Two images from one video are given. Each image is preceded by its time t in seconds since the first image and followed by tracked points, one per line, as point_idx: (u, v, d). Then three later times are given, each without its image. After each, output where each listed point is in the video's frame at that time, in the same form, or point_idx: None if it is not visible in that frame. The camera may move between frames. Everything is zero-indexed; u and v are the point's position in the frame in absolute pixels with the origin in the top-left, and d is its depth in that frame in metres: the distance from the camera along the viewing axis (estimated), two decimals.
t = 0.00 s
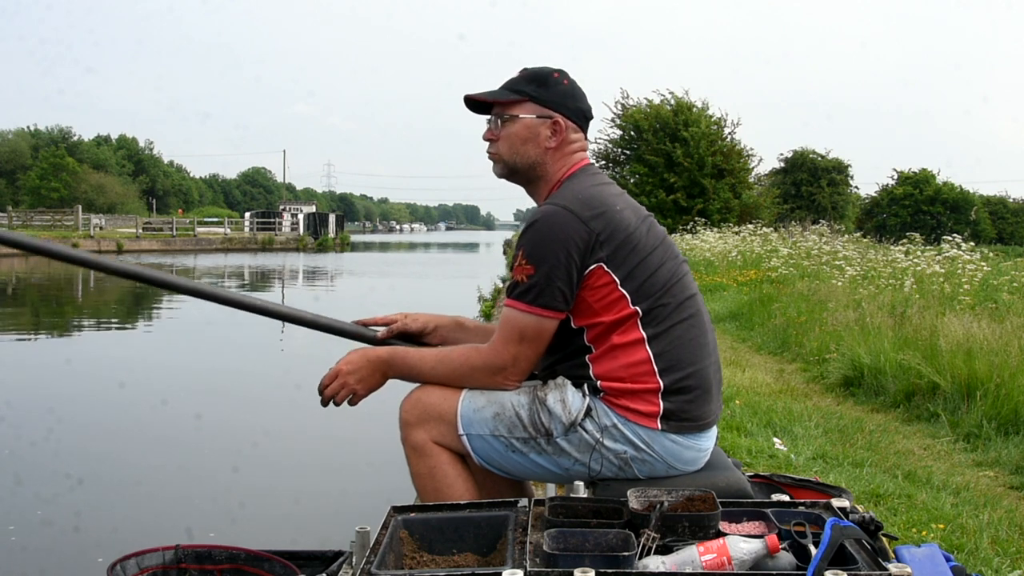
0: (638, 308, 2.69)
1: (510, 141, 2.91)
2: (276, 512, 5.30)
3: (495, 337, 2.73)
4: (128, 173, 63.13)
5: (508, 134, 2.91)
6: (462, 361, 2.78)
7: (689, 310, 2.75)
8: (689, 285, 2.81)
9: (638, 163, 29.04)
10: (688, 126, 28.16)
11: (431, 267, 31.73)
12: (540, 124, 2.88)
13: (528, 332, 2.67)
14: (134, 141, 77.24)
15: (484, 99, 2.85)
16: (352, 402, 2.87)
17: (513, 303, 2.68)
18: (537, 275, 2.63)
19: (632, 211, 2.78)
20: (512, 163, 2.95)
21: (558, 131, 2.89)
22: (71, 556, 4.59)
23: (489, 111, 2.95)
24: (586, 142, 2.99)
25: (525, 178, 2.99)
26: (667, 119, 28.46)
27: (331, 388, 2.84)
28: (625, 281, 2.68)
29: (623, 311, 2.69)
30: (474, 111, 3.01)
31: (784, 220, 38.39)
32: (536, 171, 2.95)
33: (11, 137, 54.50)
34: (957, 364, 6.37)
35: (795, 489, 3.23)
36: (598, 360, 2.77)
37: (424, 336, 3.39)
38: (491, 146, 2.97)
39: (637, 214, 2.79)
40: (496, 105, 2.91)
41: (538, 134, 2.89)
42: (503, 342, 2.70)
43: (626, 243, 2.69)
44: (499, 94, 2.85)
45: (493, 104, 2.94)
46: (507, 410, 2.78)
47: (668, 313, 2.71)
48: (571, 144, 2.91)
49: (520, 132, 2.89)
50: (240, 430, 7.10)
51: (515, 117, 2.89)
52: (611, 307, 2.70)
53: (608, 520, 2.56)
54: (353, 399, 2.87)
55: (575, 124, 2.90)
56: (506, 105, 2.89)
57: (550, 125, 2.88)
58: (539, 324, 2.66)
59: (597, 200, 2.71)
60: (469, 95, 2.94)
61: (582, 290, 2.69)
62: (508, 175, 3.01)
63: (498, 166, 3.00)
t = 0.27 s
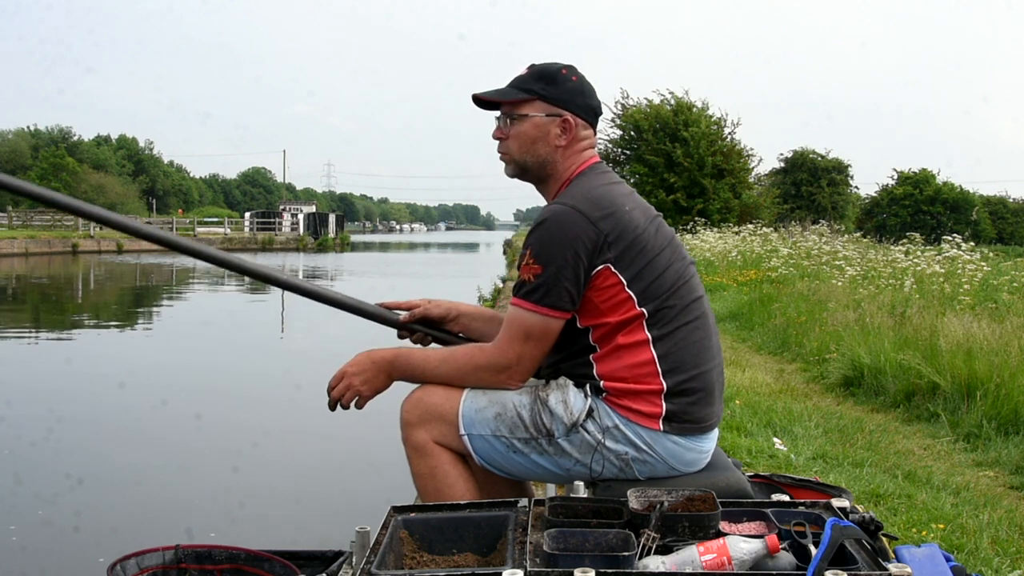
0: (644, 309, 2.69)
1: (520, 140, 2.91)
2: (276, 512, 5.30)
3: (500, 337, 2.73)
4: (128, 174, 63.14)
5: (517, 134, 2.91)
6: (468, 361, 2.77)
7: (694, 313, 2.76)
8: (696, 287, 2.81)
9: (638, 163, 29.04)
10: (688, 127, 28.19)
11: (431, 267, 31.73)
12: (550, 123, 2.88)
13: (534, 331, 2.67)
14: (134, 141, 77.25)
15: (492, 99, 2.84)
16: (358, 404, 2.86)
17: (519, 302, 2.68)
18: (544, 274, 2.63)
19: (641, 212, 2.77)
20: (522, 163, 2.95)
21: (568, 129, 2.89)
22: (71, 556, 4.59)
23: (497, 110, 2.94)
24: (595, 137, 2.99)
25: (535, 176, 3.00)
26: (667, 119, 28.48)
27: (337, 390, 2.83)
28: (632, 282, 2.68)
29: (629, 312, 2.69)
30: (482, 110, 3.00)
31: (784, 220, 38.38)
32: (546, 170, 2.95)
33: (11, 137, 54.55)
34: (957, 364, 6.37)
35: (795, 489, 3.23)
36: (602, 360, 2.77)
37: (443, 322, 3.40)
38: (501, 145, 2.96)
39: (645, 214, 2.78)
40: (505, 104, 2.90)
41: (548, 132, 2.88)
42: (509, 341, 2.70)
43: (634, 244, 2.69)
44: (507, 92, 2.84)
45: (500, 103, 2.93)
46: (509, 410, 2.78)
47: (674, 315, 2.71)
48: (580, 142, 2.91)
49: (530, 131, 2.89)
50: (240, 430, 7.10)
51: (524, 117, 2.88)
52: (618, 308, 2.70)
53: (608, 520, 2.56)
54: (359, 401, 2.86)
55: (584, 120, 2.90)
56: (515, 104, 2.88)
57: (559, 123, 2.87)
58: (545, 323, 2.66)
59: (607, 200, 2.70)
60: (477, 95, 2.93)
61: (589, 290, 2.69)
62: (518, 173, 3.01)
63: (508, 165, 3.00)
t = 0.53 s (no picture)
0: (648, 311, 2.68)
1: (524, 139, 2.91)
2: (276, 512, 5.30)
3: (502, 337, 2.73)
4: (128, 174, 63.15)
5: (521, 133, 2.92)
6: (471, 362, 2.77)
7: (698, 314, 2.76)
8: (700, 288, 2.81)
9: (638, 163, 29.04)
10: (688, 126, 28.20)
11: (431, 267, 31.74)
12: (553, 121, 2.88)
13: (537, 331, 2.67)
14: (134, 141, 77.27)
15: (495, 99, 2.84)
16: (363, 404, 2.86)
17: (523, 302, 2.68)
18: (547, 275, 2.63)
19: (646, 212, 2.77)
20: (528, 162, 2.95)
21: (572, 127, 2.89)
22: (71, 556, 4.59)
23: (501, 110, 2.94)
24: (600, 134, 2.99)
25: (541, 175, 3.00)
26: (667, 119, 28.48)
27: (341, 390, 2.84)
28: (636, 284, 2.68)
29: (633, 313, 2.69)
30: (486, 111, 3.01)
31: (784, 220, 38.39)
32: (552, 168, 2.95)
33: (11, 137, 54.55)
34: (957, 364, 6.37)
35: (795, 489, 3.23)
36: (604, 360, 2.77)
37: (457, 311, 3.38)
38: (505, 145, 2.97)
39: (650, 215, 2.78)
40: (508, 104, 2.90)
41: (552, 131, 2.88)
42: (512, 340, 2.69)
43: (639, 245, 2.69)
44: (511, 92, 2.84)
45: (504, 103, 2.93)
46: (510, 410, 2.79)
47: (678, 317, 2.71)
48: (584, 140, 2.91)
49: (533, 130, 2.89)
50: (240, 429, 7.10)
51: (528, 116, 2.89)
52: (621, 308, 2.70)
53: (608, 520, 2.56)
54: (363, 401, 2.86)
55: (588, 117, 2.90)
56: (518, 104, 2.88)
57: (563, 122, 2.87)
58: (548, 324, 2.66)
59: (612, 201, 2.70)
60: (481, 95, 2.94)
61: (592, 291, 2.69)
62: (523, 173, 3.01)
63: (515, 165, 3.00)
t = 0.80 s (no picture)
0: (649, 311, 2.68)
1: (526, 138, 2.91)
2: (276, 512, 5.30)
3: (502, 337, 2.73)
4: (128, 174, 63.15)
5: (523, 131, 2.91)
6: (472, 362, 2.77)
7: (700, 315, 2.76)
8: (702, 288, 2.81)
9: (638, 163, 29.03)
10: (688, 126, 28.21)
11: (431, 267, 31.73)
12: (555, 120, 2.87)
13: (537, 331, 2.66)
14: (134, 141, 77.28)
15: (496, 98, 2.84)
16: (365, 403, 2.86)
17: (524, 302, 2.68)
18: (548, 274, 2.63)
19: (648, 213, 2.77)
20: (529, 160, 2.95)
21: (573, 126, 2.88)
22: (71, 556, 4.59)
23: (503, 109, 2.94)
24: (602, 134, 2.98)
25: (543, 174, 3.00)
26: (667, 119, 28.49)
27: (343, 390, 2.84)
28: (637, 284, 2.68)
29: (634, 313, 2.69)
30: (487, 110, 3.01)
31: (784, 220, 38.38)
32: (553, 167, 2.95)
33: (12, 137, 54.52)
34: (957, 364, 6.37)
35: (795, 489, 3.23)
36: (605, 360, 2.76)
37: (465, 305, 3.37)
38: (507, 144, 2.96)
39: (652, 215, 2.78)
40: (510, 102, 2.90)
41: (553, 129, 2.88)
42: (513, 340, 2.69)
43: (640, 245, 2.69)
44: (512, 91, 2.84)
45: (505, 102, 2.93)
46: (510, 410, 2.79)
47: (679, 317, 2.71)
48: (587, 139, 2.91)
49: (535, 129, 2.89)
50: (240, 430, 7.10)
51: (530, 114, 2.88)
52: (622, 309, 2.70)
53: (608, 520, 2.56)
54: (365, 401, 2.87)
55: (589, 116, 2.89)
56: (520, 102, 2.88)
57: (564, 120, 2.87)
58: (548, 323, 2.66)
59: (613, 201, 2.70)
60: (482, 94, 2.93)
61: (593, 291, 2.70)
62: (525, 171, 3.01)
63: (516, 163, 3.00)
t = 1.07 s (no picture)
0: (648, 311, 2.68)
1: (526, 137, 2.91)
2: (277, 512, 5.30)
3: (502, 337, 2.73)
4: (128, 174, 63.14)
5: (524, 131, 2.91)
6: (472, 362, 2.77)
7: (700, 315, 2.76)
8: (702, 288, 2.81)
9: (637, 163, 29.01)
10: (688, 126, 28.21)
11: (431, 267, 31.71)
12: (556, 119, 2.87)
13: (537, 330, 2.66)
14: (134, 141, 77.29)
15: (497, 98, 2.84)
16: (366, 404, 2.86)
17: (524, 301, 2.68)
18: (548, 273, 2.63)
19: (648, 212, 2.77)
20: (530, 159, 2.95)
21: (574, 125, 2.88)
22: (71, 556, 4.59)
23: (503, 109, 2.94)
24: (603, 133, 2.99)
25: (543, 173, 3.00)
26: (667, 119, 28.50)
27: (344, 390, 2.85)
28: (637, 283, 2.68)
29: (633, 313, 2.69)
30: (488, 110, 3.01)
31: (784, 220, 38.37)
32: (554, 166, 2.95)
33: (11, 137, 54.49)
34: (957, 364, 6.37)
35: (795, 489, 3.23)
36: (605, 360, 2.76)
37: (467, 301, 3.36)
38: (508, 143, 2.96)
39: (652, 215, 2.78)
40: (511, 102, 2.90)
41: (554, 129, 2.88)
42: (513, 339, 2.69)
43: (639, 245, 2.69)
44: (513, 91, 2.84)
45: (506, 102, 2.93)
46: (510, 410, 2.78)
47: (679, 317, 2.71)
48: (587, 139, 2.91)
49: (536, 128, 2.89)
50: (240, 430, 7.10)
51: (531, 114, 2.88)
52: (622, 308, 2.70)
53: (608, 520, 2.56)
54: (366, 401, 2.87)
55: (590, 116, 2.89)
56: (520, 102, 2.88)
57: (565, 120, 2.87)
58: (548, 323, 2.66)
59: (613, 200, 2.70)
60: (483, 95, 2.93)
61: (592, 290, 2.70)
62: (526, 170, 3.01)
63: (517, 162, 3.00)
